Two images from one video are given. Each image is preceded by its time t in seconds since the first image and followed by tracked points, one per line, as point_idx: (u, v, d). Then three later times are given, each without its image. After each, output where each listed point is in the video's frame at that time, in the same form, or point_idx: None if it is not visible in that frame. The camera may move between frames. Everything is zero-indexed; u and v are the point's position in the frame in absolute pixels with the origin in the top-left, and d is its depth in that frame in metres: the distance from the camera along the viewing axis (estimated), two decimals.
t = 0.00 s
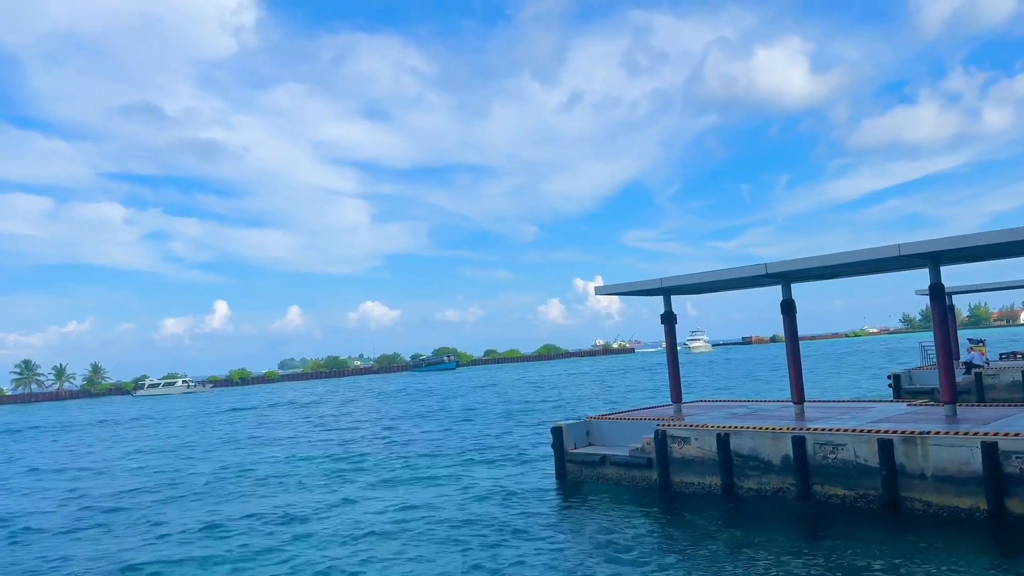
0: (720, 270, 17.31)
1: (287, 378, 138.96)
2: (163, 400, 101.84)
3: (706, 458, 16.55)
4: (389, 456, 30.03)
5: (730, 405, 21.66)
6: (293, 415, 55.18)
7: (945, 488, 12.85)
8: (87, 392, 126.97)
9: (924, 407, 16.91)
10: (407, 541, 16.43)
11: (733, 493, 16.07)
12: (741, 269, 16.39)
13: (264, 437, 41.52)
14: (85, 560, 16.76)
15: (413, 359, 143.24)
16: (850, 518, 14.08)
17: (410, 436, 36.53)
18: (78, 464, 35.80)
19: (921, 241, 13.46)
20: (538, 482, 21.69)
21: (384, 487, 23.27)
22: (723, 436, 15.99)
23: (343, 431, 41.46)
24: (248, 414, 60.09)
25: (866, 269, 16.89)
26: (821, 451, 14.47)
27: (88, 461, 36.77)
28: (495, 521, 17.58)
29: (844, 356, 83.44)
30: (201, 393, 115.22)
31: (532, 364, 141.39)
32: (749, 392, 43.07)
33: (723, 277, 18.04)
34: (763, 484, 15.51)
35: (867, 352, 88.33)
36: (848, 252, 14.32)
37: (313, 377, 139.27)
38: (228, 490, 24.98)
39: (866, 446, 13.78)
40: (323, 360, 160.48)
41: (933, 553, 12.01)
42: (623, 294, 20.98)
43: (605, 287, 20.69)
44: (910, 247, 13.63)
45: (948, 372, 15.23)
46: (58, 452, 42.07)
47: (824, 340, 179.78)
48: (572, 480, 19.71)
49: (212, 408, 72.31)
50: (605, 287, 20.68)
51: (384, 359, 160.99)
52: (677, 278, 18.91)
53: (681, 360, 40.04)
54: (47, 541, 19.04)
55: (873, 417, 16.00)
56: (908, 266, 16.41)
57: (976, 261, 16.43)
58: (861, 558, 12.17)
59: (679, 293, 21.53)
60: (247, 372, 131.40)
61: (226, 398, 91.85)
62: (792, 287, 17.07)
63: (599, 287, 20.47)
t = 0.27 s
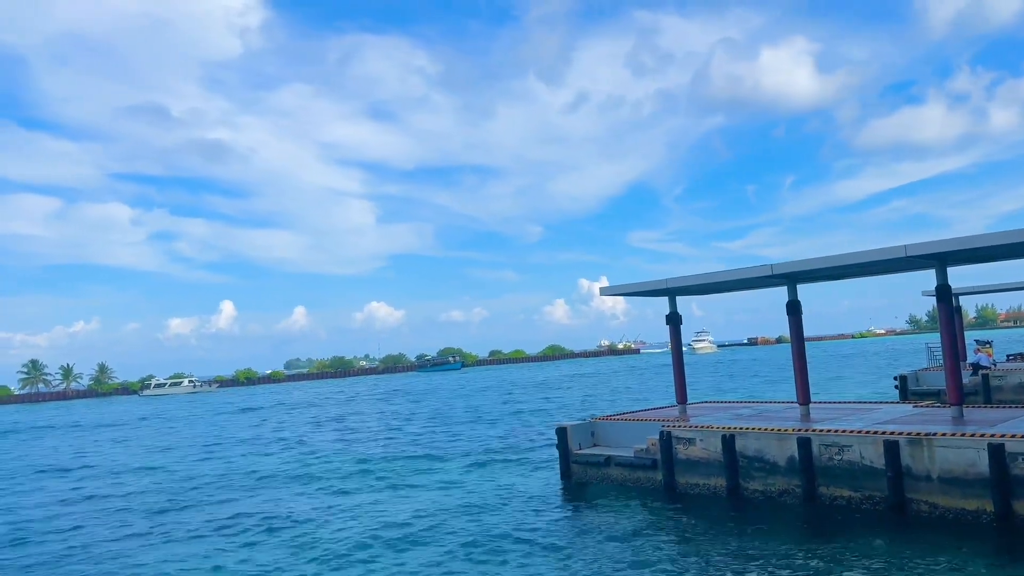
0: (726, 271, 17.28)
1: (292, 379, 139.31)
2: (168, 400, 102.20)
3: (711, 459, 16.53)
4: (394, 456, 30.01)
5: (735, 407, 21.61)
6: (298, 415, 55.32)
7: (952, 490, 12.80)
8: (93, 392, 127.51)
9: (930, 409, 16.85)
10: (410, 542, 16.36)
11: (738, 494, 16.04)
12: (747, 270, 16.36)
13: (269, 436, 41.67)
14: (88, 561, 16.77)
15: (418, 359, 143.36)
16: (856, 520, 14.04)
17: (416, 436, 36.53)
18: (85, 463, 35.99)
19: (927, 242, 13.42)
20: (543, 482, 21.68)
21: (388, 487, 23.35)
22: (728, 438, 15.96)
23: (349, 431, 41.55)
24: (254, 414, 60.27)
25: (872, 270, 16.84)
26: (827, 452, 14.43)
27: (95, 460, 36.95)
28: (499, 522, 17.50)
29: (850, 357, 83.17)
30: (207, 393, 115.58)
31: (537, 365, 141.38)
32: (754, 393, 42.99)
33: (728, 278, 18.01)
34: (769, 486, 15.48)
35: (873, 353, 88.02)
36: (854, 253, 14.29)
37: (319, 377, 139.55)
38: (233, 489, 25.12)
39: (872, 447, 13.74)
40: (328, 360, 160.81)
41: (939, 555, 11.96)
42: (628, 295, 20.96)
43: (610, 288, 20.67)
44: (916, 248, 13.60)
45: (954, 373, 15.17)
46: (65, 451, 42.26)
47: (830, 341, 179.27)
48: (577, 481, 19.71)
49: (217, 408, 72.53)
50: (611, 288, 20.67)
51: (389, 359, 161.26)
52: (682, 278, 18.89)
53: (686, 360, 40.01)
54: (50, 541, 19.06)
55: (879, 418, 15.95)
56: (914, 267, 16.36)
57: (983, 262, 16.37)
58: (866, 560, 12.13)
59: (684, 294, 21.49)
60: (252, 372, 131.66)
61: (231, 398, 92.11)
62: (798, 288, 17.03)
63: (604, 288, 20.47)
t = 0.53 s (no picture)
0: (733, 272, 17.25)
1: (299, 378, 139.73)
2: (177, 399, 102.69)
3: (718, 460, 16.49)
4: (400, 456, 29.98)
5: (742, 408, 21.55)
6: (306, 414, 55.49)
7: (960, 492, 12.74)
8: (102, 390, 128.24)
9: (939, 411, 16.76)
10: (414, 543, 16.31)
11: (745, 495, 16.00)
12: (754, 270, 16.33)
13: (277, 435, 41.83)
14: (92, 559, 16.79)
15: (425, 359, 143.47)
16: (863, 523, 13.98)
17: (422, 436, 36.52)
18: (94, 461, 36.23)
19: (936, 243, 13.36)
20: (549, 483, 21.68)
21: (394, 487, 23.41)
22: (735, 439, 15.92)
23: (356, 430, 41.65)
24: (261, 413, 60.48)
25: (881, 270, 16.78)
26: (835, 453, 14.38)
27: (104, 458, 37.19)
28: (503, 523, 17.45)
29: (858, 358, 82.81)
30: (214, 392, 116.05)
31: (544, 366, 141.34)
32: (762, 395, 42.81)
33: (735, 278, 17.96)
34: (776, 488, 15.43)
35: (881, 355, 87.59)
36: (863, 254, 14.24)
37: (326, 377, 139.92)
38: (240, 488, 25.26)
39: (880, 449, 13.68)
40: (335, 360, 161.21)
41: (946, 558, 11.90)
42: (635, 295, 20.94)
43: (617, 288, 20.66)
44: (925, 249, 13.55)
45: (963, 375, 15.09)
46: (74, 449, 42.54)
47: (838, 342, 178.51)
48: (583, 482, 19.69)
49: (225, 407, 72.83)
50: (618, 288, 20.66)
51: (396, 359, 161.55)
52: (689, 279, 18.85)
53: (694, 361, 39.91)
54: (56, 539, 19.14)
55: (887, 420, 15.87)
56: (923, 268, 16.29)
57: (992, 263, 16.29)
58: (874, 563, 12.07)
59: (692, 294, 21.46)
60: (260, 371, 132.07)
61: (238, 397, 92.45)
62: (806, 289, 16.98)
63: (611, 288, 20.47)
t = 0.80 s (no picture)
0: (743, 273, 17.23)
1: (309, 377, 140.32)
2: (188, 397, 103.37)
3: (727, 462, 16.45)
4: (409, 456, 29.98)
5: (751, 409, 21.51)
6: (315, 413, 55.73)
7: (970, 495, 12.68)
8: (114, 389, 129.25)
9: (950, 413, 16.65)
10: (423, 543, 16.29)
11: (754, 497, 15.95)
12: (764, 271, 16.29)
13: (286, 434, 42.03)
14: (102, 557, 16.85)
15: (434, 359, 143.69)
16: (873, 526, 13.93)
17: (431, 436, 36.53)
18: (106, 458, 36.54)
19: (948, 244, 13.29)
20: (557, 483, 21.70)
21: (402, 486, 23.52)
22: (744, 440, 15.89)
23: (365, 429, 41.80)
24: (271, 412, 60.80)
25: (891, 272, 16.69)
26: (845, 455, 14.33)
27: (116, 456, 37.51)
28: (511, 524, 17.42)
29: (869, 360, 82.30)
30: (225, 390, 116.70)
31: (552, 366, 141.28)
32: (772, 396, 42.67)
33: (745, 279, 17.93)
34: (785, 489, 15.38)
35: (892, 357, 86.98)
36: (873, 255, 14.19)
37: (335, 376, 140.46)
38: (249, 486, 25.45)
39: (890, 452, 13.62)
40: (345, 359, 161.78)
41: (957, 562, 11.85)
42: (644, 296, 20.93)
43: (626, 289, 20.66)
44: (936, 250, 13.48)
45: (975, 378, 14.99)
46: (87, 447, 42.92)
47: (849, 344, 177.54)
48: (592, 482, 19.69)
49: (235, 405, 73.25)
50: (627, 289, 20.66)
51: (405, 358, 161.90)
52: (698, 279, 18.83)
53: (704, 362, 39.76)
54: (66, 536, 19.28)
55: (897, 422, 15.79)
56: (934, 269, 16.19)
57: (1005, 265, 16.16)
58: (883, 567, 12.03)
59: (701, 295, 21.41)
60: (270, 370, 132.68)
61: (249, 396, 92.91)
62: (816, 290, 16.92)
63: (620, 289, 20.47)
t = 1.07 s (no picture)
0: (754, 274, 17.20)
1: (320, 376, 140.91)
2: (199, 395, 104.06)
3: (738, 464, 16.42)
4: (418, 456, 30.01)
5: (762, 411, 21.43)
6: (326, 412, 55.97)
7: (983, 499, 12.60)
8: (127, 386, 130.34)
9: (963, 417, 16.54)
10: (432, 544, 16.26)
11: (765, 499, 15.92)
12: (776, 273, 16.26)
13: (296, 432, 42.27)
14: (115, 554, 16.95)
15: (444, 358, 143.90)
16: (884, 529, 13.87)
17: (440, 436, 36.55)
18: (119, 456, 36.86)
19: (962, 247, 13.22)
20: (567, 484, 21.73)
21: (411, 485, 23.66)
22: (755, 442, 15.85)
23: (374, 428, 41.97)
24: (282, 410, 61.12)
25: (904, 274, 16.61)
26: (856, 458, 14.26)
27: (128, 453, 37.81)
28: (521, 525, 17.39)
29: (881, 363, 81.80)
30: (236, 389, 117.40)
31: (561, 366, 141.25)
32: (783, 398, 42.46)
33: (757, 280, 17.88)
34: (796, 492, 15.34)
35: (904, 359, 86.37)
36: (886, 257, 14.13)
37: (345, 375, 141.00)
38: (259, 484, 25.66)
39: (902, 454, 13.55)
40: (355, 358, 162.25)
41: (969, 566, 11.79)
42: (655, 296, 20.91)
43: (637, 290, 20.65)
44: (950, 253, 13.42)
45: (988, 381, 14.89)
46: (100, 444, 43.30)
47: (861, 346, 176.44)
48: (601, 483, 19.71)
49: (246, 404, 73.65)
50: (638, 290, 20.65)
51: (415, 358, 162.30)
52: (709, 280, 18.80)
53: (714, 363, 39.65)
54: (79, 533, 19.45)
55: (910, 425, 15.70)
56: (948, 272, 16.10)
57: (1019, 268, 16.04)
58: (893, 570, 11.99)
59: (713, 296, 21.37)
60: (281, 369, 133.33)
61: (259, 394, 93.42)
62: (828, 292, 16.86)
63: (631, 290, 20.47)
